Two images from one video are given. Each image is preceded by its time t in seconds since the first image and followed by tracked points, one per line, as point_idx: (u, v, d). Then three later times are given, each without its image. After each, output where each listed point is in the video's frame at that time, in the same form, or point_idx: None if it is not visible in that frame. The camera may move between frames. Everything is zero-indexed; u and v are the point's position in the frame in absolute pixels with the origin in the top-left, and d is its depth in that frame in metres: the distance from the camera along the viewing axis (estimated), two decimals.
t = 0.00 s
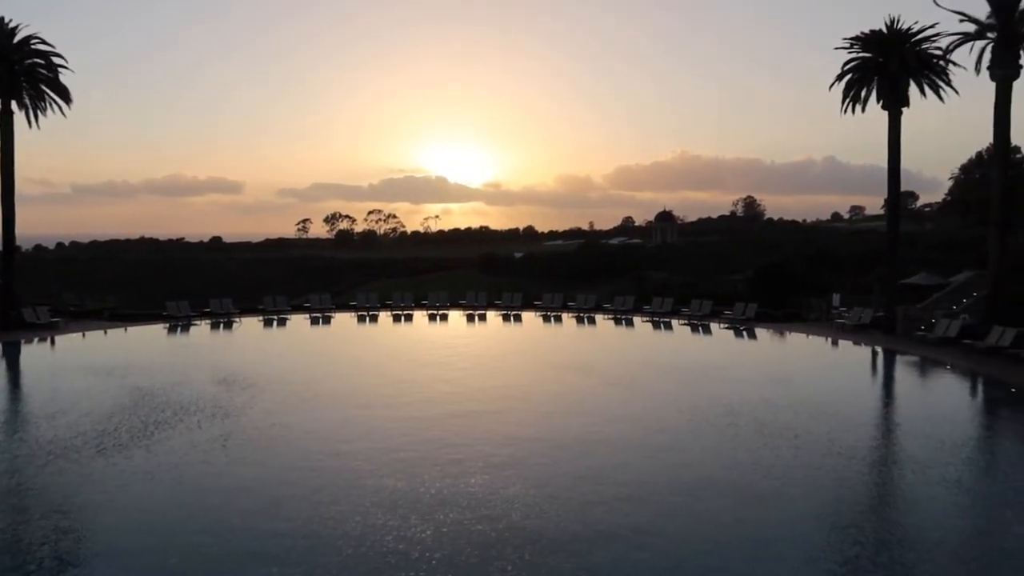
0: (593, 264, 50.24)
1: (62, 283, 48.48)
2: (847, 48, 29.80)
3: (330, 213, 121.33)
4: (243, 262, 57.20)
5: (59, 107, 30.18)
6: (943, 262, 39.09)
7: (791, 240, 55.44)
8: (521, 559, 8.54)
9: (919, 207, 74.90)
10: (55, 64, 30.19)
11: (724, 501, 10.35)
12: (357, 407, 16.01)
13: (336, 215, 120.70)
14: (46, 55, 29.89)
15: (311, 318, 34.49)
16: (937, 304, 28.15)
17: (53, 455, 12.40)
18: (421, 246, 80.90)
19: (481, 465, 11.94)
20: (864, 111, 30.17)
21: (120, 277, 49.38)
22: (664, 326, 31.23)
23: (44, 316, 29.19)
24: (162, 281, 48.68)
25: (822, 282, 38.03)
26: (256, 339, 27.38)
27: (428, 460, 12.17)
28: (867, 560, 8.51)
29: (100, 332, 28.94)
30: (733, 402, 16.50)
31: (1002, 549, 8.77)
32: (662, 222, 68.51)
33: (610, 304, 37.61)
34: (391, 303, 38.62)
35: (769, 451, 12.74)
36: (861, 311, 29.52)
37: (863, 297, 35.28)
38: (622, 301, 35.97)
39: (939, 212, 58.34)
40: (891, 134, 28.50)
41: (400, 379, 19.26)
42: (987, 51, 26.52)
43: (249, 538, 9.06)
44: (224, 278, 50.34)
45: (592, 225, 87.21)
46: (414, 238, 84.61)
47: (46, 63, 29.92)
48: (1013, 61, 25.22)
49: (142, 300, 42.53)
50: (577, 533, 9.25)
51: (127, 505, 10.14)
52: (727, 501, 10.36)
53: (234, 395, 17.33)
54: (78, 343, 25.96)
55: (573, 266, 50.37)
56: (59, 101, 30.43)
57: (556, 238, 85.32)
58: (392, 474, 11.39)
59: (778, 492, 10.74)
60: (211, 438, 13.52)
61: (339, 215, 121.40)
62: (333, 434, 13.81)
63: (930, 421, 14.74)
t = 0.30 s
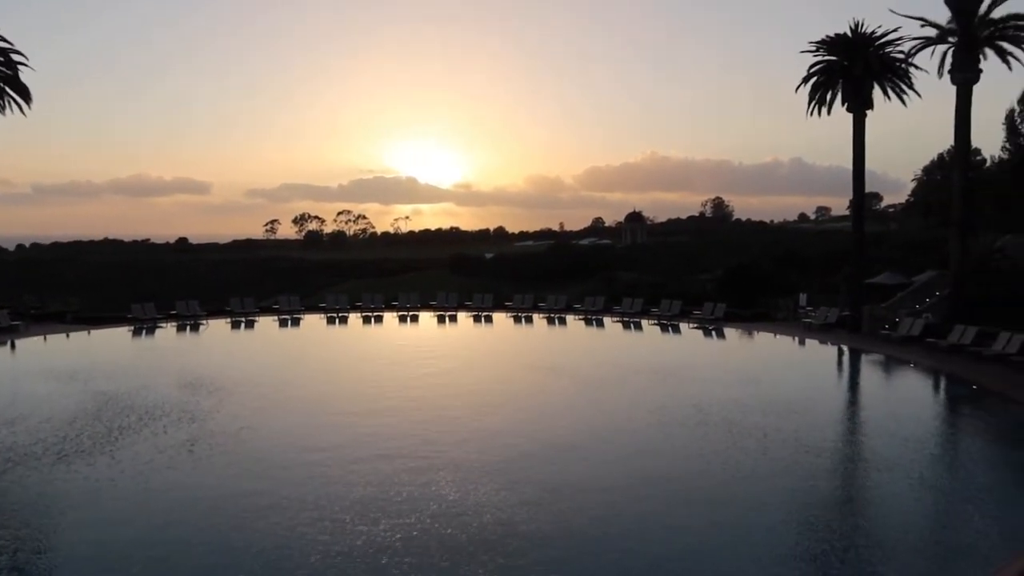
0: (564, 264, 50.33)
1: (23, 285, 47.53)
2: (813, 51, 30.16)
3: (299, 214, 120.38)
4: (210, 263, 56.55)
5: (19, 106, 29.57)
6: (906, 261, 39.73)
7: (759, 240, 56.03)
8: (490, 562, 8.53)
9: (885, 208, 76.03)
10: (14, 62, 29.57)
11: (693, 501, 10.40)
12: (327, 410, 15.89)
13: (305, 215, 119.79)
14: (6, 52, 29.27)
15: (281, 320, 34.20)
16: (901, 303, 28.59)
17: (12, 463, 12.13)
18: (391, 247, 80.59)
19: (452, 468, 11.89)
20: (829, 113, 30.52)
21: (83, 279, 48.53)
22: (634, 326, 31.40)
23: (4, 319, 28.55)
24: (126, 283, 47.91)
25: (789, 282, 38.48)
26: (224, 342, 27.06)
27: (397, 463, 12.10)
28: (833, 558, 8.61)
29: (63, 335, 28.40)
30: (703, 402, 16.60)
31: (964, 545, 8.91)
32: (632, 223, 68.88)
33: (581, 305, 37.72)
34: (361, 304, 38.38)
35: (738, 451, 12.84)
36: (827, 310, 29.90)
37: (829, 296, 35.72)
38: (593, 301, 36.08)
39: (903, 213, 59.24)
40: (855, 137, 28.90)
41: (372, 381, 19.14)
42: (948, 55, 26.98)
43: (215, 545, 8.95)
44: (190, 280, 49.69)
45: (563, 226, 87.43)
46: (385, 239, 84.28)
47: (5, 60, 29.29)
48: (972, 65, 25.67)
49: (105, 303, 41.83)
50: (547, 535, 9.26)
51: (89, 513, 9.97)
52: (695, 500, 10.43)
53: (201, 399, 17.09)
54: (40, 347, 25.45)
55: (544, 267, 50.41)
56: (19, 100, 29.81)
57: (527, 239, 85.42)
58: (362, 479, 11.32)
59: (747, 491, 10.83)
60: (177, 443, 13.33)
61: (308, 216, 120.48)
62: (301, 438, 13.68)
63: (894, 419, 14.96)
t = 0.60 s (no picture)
0: (535, 266, 50.42)
1: None
2: (779, 54, 30.51)
3: (267, 216, 119.36)
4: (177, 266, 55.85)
5: None
6: (871, 262, 40.36)
7: (727, 242, 56.57)
8: (461, 565, 8.54)
9: (851, 210, 77.13)
10: None
11: (661, 502, 10.47)
12: (295, 414, 15.79)
13: (274, 217, 118.82)
14: None
15: (249, 323, 33.91)
16: (866, 303, 29.03)
17: None
18: (361, 249, 80.20)
19: (422, 471, 11.87)
20: (796, 115, 30.90)
21: (46, 282, 47.64)
22: (605, 327, 31.53)
23: None
24: (91, 286, 47.13)
25: (757, 282, 38.90)
26: (191, 346, 26.75)
27: (368, 467, 12.07)
28: (800, 557, 8.72)
29: (25, 340, 27.87)
30: (673, 403, 16.72)
31: (926, 542, 9.08)
32: (603, 225, 69.19)
33: (551, 306, 37.80)
34: (331, 307, 38.14)
35: (707, 451, 12.97)
36: (795, 310, 30.25)
37: (797, 297, 36.13)
38: (563, 303, 36.19)
39: (868, 214, 60.14)
40: (821, 139, 29.30)
41: (342, 384, 19.04)
42: (910, 59, 27.44)
43: (180, 552, 8.87)
44: (157, 284, 49.03)
45: (534, 227, 87.60)
46: (355, 240, 83.87)
47: None
48: (934, 69, 26.14)
49: (69, 307, 41.12)
50: (518, 538, 9.29)
51: (52, 521, 9.82)
52: (664, 501, 10.51)
53: (167, 404, 16.89)
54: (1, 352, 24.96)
55: (514, 268, 50.46)
56: None
57: (498, 240, 85.44)
58: (331, 483, 11.27)
59: (715, 490, 10.94)
60: (141, 449, 13.16)
61: (277, 218, 119.47)
62: (270, 442, 13.59)
63: (859, 417, 15.20)
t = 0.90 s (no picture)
0: (506, 271, 50.43)
1: None
2: (748, 60, 30.92)
3: (236, 219, 118.13)
4: (142, 270, 55.02)
5: None
6: (836, 266, 40.99)
7: (696, 246, 57.08)
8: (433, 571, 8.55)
9: (816, 214, 78.24)
10: None
11: (631, 506, 10.55)
12: (264, 421, 15.66)
13: (242, 221, 117.66)
14: None
15: (217, 328, 33.54)
16: (833, 306, 29.41)
17: None
18: (331, 253, 79.72)
19: (395, 478, 11.84)
20: (763, 121, 31.26)
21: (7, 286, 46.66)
22: (575, 332, 31.60)
23: None
24: (53, 291, 46.26)
25: (726, 286, 39.27)
26: (157, 351, 26.41)
27: (338, 474, 12.02)
28: (770, 558, 8.83)
29: None
30: (643, 407, 16.82)
31: (892, 541, 9.23)
32: (573, 229, 69.45)
33: (522, 310, 37.83)
34: (300, 311, 37.82)
35: (677, 454, 13.06)
36: (762, 313, 30.55)
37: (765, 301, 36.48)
38: (534, 306, 36.24)
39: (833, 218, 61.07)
40: (788, 145, 29.71)
41: (312, 390, 18.91)
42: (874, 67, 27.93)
43: (148, 562, 8.77)
44: (122, 288, 48.29)
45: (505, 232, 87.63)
46: (325, 244, 83.30)
47: None
48: (897, 76, 26.65)
49: (31, 312, 40.32)
50: (489, 543, 9.32)
51: (15, 532, 9.65)
52: (634, 504, 10.59)
53: (132, 411, 16.64)
54: None
55: (485, 272, 50.42)
56: None
57: (469, 245, 85.38)
58: (301, 490, 11.22)
59: (685, 493, 11.04)
60: (105, 458, 12.96)
61: (245, 222, 118.30)
62: (238, 449, 13.47)
63: (827, 419, 15.42)
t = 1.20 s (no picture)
0: (479, 272, 50.40)
1: None
2: (717, 64, 31.18)
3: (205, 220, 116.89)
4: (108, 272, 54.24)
5: None
6: (805, 267, 41.47)
7: (667, 248, 57.36)
8: None
9: (786, 216, 79.10)
10: None
11: (601, 508, 10.59)
12: (233, 425, 15.52)
13: (212, 222, 116.42)
14: None
15: (185, 330, 33.15)
16: (802, 307, 29.75)
17: None
18: (302, 254, 79.20)
19: (365, 482, 11.76)
20: (733, 124, 31.56)
21: None
22: (547, 333, 31.66)
23: None
24: (16, 294, 45.46)
25: (696, 287, 39.58)
26: (124, 354, 26.07)
27: (307, 478, 11.94)
28: (736, 558, 8.91)
29: None
30: (614, 408, 16.90)
31: (858, 540, 9.33)
32: (546, 230, 69.61)
33: (495, 312, 37.84)
34: (271, 314, 37.49)
35: (648, 456, 13.14)
36: (732, 314, 30.80)
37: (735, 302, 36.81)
38: (506, 308, 36.27)
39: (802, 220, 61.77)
40: (757, 148, 29.99)
41: (282, 393, 18.77)
42: (841, 71, 28.28)
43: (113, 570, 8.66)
44: (87, 291, 47.55)
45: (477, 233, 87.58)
46: (295, 246, 82.62)
47: None
48: (863, 80, 27.02)
49: None
50: (460, 547, 9.30)
51: None
52: (604, 506, 10.64)
53: (98, 416, 16.39)
54: None
55: (458, 274, 50.35)
56: None
57: (442, 246, 85.22)
58: (270, 495, 11.13)
59: (655, 495, 11.11)
60: (69, 464, 12.75)
61: (215, 223, 117.08)
62: (206, 454, 13.34)
63: (795, 419, 15.59)
